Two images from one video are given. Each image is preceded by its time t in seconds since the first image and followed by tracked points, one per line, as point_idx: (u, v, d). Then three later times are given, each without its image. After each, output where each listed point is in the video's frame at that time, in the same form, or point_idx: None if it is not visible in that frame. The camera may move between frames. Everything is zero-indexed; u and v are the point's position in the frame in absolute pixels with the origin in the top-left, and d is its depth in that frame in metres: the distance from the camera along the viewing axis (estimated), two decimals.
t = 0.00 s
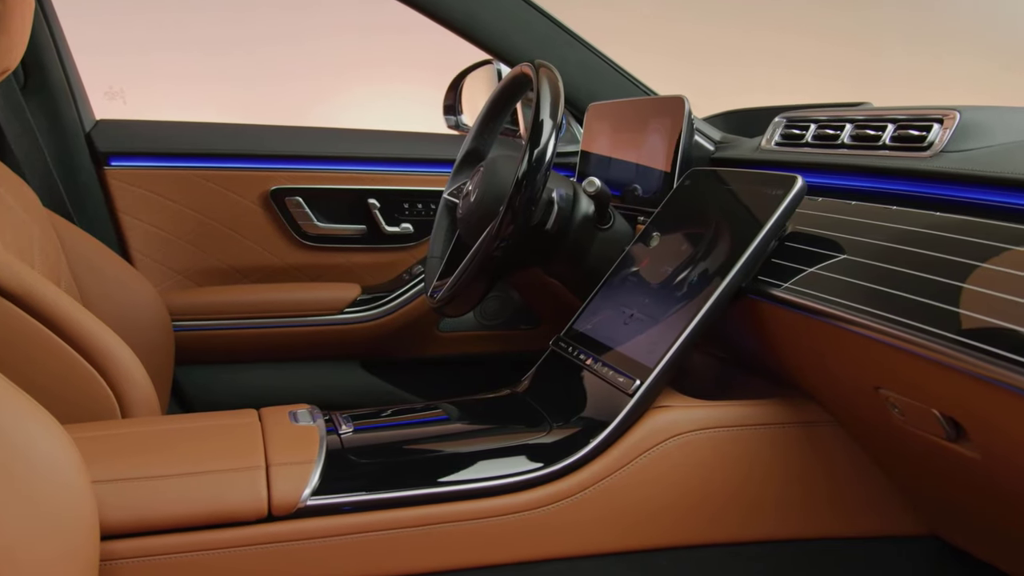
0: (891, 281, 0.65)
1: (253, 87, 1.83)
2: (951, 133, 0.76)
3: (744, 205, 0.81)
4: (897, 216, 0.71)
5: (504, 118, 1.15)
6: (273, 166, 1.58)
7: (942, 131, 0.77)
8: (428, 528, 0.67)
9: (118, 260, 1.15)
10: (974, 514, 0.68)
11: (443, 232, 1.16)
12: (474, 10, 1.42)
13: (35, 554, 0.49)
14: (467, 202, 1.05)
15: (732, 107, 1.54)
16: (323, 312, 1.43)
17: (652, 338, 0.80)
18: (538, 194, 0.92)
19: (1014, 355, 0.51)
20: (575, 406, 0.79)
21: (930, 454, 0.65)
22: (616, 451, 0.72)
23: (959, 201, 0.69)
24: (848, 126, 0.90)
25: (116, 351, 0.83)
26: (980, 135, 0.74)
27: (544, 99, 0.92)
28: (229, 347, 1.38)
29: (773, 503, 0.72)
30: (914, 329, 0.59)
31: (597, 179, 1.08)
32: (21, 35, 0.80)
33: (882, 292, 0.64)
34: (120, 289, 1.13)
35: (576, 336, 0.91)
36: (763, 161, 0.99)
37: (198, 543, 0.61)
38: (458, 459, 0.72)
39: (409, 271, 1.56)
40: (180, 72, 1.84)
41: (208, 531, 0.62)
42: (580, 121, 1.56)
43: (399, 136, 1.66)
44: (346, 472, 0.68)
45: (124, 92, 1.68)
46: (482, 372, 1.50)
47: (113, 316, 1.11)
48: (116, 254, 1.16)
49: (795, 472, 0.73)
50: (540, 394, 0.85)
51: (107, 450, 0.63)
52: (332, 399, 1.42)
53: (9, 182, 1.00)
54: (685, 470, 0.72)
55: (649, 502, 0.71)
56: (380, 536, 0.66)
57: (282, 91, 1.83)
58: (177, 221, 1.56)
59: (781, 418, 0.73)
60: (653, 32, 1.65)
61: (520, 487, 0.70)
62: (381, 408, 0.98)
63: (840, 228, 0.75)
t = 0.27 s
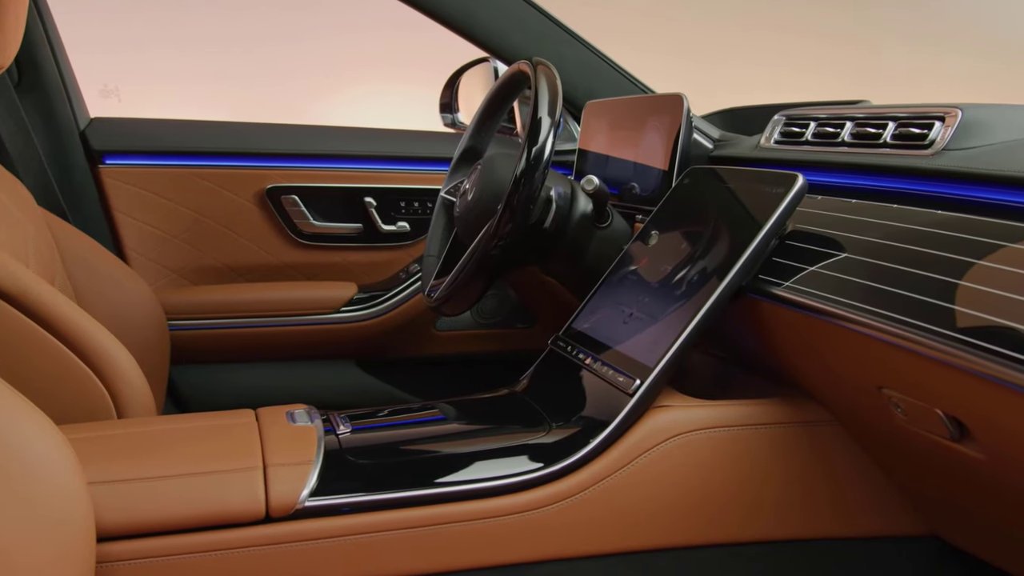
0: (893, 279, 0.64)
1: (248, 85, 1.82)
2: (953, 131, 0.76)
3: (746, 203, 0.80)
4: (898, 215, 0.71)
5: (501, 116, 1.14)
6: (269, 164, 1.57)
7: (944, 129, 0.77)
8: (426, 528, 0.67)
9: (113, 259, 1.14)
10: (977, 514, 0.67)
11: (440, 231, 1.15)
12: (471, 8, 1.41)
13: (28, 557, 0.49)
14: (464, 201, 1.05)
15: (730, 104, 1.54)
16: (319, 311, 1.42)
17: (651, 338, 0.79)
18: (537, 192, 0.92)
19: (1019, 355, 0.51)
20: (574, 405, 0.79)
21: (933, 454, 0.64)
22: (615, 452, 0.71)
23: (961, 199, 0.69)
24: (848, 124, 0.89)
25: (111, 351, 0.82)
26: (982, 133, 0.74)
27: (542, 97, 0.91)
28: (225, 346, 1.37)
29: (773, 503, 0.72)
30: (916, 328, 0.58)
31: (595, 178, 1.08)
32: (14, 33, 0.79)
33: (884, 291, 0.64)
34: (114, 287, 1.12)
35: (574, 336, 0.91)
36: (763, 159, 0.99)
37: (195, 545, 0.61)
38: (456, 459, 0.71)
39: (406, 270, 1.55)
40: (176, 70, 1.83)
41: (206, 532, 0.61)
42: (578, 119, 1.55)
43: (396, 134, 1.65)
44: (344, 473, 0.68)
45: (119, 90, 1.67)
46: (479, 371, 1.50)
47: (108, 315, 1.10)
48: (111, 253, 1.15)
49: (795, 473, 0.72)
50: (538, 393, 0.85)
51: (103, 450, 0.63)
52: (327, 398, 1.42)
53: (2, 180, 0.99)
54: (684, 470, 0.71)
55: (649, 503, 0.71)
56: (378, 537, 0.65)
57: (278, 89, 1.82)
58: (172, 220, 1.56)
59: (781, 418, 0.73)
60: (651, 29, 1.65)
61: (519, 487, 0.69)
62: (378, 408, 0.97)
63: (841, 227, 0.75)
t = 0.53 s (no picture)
0: (895, 277, 0.64)
1: (242, 82, 1.80)
2: (954, 128, 0.75)
3: (745, 200, 0.80)
4: (899, 213, 0.71)
5: (497, 113, 1.13)
6: (264, 162, 1.56)
7: (945, 126, 0.76)
8: (424, 529, 0.66)
9: (106, 258, 1.13)
10: (979, 513, 0.67)
11: (436, 229, 1.15)
12: (469, 6, 1.41)
13: (21, 560, 0.48)
14: (460, 199, 1.04)
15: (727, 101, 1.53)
16: (315, 310, 1.41)
17: (650, 337, 0.79)
18: (534, 189, 0.91)
19: None
20: (573, 405, 0.78)
21: (936, 453, 0.64)
22: (615, 452, 0.71)
23: (963, 196, 0.69)
24: (848, 121, 0.89)
25: (105, 350, 0.81)
26: (984, 130, 0.73)
27: (540, 94, 0.91)
28: (220, 345, 1.36)
29: (773, 503, 0.72)
30: (920, 327, 0.58)
31: (593, 175, 1.07)
32: (3, 29, 0.78)
33: (887, 290, 0.64)
34: (108, 286, 1.11)
35: (572, 334, 0.90)
36: (762, 157, 0.98)
37: (190, 547, 0.60)
38: (454, 460, 0.71)
39: (401, 268, 1.55)
40: (169, 67, 1.81)
41: (202, 534, 0.61)
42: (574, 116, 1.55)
43: (391, 131, 1.64)
44: (342, 473, 0.67)
45: (112, 87, 1.65)
46: (475, 370, 1.49)
47: (102, 313, 1.09)
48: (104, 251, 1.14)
49: (796, 472, 0.72)
50: (537, 393, 0.84)
51: (97, 451, 0.62)
52: (321, 397, 1.40)
53: None
54: (684, 470, 0.71)
55: (649, 503, 0.70)
56: (376, 539, 0.65)
57: (273, 86, 1.81)
58: (166, 217, 1.54)
59: (782, 417, 0.73)
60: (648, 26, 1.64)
61: (519, 488, 0.69)
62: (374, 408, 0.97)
63: (842, 225, 0.74)
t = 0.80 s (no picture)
0: (898, 275, 0.64)
1: (237, 79, 1.79)
2: (957, 125, 0.75)
3: (745, 197, 0.79)
4: (900, 210, 0.70)
5: (494, 110, 1.13)
6: (260, 159, 1.55)
7: (948, 123, 0.76)
8: (423, 530, 0.65)
9: (100, 255, 1.12)
10: (981, 512, 0.67)
11: (433, 226, 1.14)
12: (465, 1, 1.40)
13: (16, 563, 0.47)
14: (458, 196, 1.03)
15: (725, 98, 1.53)
16: (311, 308, 1.41)
17: (649, 335, 0.78)
18: (533, 187, 0.90)
19: None
20: (572, 404, 0.78)
21: (940, 452, 0.64)
22: (615, 451, 0.70)
23: (965, 193, 0.68)
24: (849, 117, 0.88)
25: (100, 349, 0.81)
26: (987, 127, 0.73)
27: (538, 90, 0.90)
28: (216, 343, 1.36)
29: (773, 502, 0.72)
30: (924, 325, 0.57)
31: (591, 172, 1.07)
32: None
33: (890, 287, 0.63)
34: (102, 284, 1.10)
35: (571, 332, 0.90)
36: (762, 154, 0.98)
37: (187, 549, 0.60)
38: (453, 459, 0.70)
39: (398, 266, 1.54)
40: (163, 64, 1.80)
41: (199, 535, 0.60)
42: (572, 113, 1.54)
43: (388, 129, 1.64)
44: (341, 473, 0.67)
45: (106, 84, 1.64)
46: (473, 368, 1.48)
47: (96, 312, 1.08)
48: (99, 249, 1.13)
49: (797, 471, 0.72)
50: (536, 391, 0.84)
51: (93, 451, 0.61)
52: (319, 395, 1.40)
53: None
54: (685, 470, 0.70)
55: (650, 503, 0.70)
56: (374, 539, 0.64)
57: (268, 83, 1.80)
58: (161, 215, 1.53)
59: (784, 416, 0.72)
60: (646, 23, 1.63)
61: (518, 488, 0.68)
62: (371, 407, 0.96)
63: (843, 222, 0.74)
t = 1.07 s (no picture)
0: (900, 273, 0.63)
1: (233, 76, 1.78)
2: (959, 123, 0.75)
3: (745, 195, 0.79)
4: (901, 208, 0.70)
5: (492, 108, 1.12)
6: (256, 157, 1.55)
7: (950, 121, 0.76)
8: (422, 531, 0.65)
9: (95, 254, 1.11)
10: (985, 512, 0.67)
11: (431, 224, 1.13)
12: None
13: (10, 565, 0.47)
14: (456, 194, 1.03)
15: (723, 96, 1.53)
16: (308, 307, 1.40)
17: (649, 333, 0.78)
18: (531, 185, 0.90)
19: None
20: (572, 404, 0.78)
21: (944, 451, 0.63)
22: (616, 451, 0.70)
23: (968, 191, 0.68)
24: (850, 115, 0.88)
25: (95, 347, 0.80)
26: (990, 125, 0.73)
27: (536, 88, 0.90)
28: (212, 342, 1.35)
29: (775, 502, 0.71)
30: (928, 324, 0.57)
31: (590, 170, 1.06)
32: None
33: (893, 286, 0.63)
34: (97, 282, 1.09)
35: (570, 331, 0.89)
36: (763, 151, 0.98)
37: (184, 550, 0.59)
38: (452, 459, 0.70)
39: (395, 264, 1.53)
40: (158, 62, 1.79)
41: (196, 536, 0.59)
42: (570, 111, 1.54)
43: (385, 126, 1.63)
44: (340, 474, 0.66)
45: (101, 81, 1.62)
46: (470, 366, 1.48)
47: (92, 310, 1.07)
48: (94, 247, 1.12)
49: (799, 471, 0.71)
50: (535, 391, 0.83)
51: (89, 452, 0.61)
52: (317, 393, 1.39)
53: None
54: (686, 470, 0.70)
55: (651, 503, 0.70)
56: (373, 540, 0.64)
57: (263, 81, 1.79)
58: (156, 213, 1.53)
59: (786, 415, 0.72)
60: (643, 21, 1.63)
61: (517, 488, 0.68)
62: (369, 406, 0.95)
63: (844, 220, 0.74)
